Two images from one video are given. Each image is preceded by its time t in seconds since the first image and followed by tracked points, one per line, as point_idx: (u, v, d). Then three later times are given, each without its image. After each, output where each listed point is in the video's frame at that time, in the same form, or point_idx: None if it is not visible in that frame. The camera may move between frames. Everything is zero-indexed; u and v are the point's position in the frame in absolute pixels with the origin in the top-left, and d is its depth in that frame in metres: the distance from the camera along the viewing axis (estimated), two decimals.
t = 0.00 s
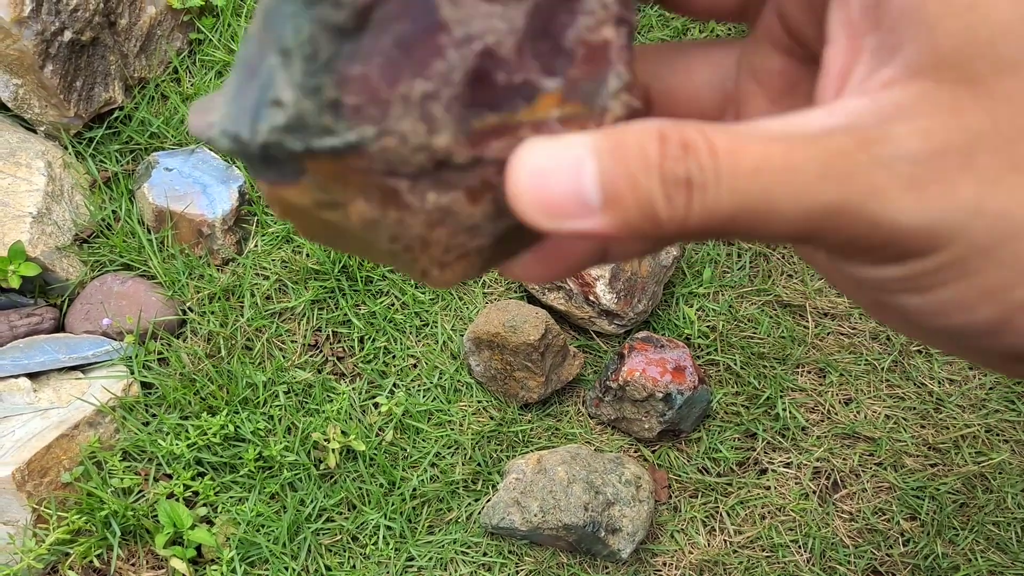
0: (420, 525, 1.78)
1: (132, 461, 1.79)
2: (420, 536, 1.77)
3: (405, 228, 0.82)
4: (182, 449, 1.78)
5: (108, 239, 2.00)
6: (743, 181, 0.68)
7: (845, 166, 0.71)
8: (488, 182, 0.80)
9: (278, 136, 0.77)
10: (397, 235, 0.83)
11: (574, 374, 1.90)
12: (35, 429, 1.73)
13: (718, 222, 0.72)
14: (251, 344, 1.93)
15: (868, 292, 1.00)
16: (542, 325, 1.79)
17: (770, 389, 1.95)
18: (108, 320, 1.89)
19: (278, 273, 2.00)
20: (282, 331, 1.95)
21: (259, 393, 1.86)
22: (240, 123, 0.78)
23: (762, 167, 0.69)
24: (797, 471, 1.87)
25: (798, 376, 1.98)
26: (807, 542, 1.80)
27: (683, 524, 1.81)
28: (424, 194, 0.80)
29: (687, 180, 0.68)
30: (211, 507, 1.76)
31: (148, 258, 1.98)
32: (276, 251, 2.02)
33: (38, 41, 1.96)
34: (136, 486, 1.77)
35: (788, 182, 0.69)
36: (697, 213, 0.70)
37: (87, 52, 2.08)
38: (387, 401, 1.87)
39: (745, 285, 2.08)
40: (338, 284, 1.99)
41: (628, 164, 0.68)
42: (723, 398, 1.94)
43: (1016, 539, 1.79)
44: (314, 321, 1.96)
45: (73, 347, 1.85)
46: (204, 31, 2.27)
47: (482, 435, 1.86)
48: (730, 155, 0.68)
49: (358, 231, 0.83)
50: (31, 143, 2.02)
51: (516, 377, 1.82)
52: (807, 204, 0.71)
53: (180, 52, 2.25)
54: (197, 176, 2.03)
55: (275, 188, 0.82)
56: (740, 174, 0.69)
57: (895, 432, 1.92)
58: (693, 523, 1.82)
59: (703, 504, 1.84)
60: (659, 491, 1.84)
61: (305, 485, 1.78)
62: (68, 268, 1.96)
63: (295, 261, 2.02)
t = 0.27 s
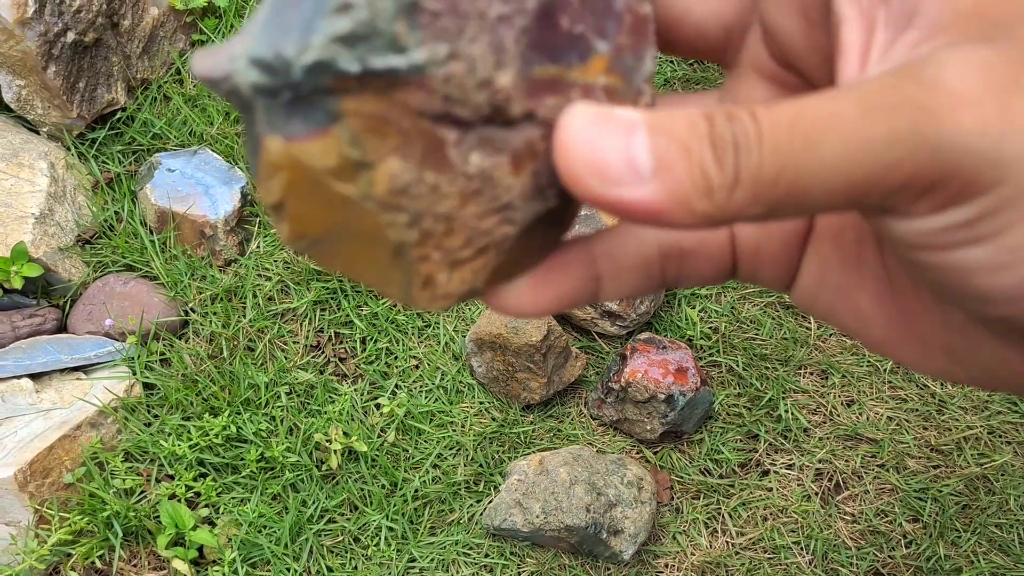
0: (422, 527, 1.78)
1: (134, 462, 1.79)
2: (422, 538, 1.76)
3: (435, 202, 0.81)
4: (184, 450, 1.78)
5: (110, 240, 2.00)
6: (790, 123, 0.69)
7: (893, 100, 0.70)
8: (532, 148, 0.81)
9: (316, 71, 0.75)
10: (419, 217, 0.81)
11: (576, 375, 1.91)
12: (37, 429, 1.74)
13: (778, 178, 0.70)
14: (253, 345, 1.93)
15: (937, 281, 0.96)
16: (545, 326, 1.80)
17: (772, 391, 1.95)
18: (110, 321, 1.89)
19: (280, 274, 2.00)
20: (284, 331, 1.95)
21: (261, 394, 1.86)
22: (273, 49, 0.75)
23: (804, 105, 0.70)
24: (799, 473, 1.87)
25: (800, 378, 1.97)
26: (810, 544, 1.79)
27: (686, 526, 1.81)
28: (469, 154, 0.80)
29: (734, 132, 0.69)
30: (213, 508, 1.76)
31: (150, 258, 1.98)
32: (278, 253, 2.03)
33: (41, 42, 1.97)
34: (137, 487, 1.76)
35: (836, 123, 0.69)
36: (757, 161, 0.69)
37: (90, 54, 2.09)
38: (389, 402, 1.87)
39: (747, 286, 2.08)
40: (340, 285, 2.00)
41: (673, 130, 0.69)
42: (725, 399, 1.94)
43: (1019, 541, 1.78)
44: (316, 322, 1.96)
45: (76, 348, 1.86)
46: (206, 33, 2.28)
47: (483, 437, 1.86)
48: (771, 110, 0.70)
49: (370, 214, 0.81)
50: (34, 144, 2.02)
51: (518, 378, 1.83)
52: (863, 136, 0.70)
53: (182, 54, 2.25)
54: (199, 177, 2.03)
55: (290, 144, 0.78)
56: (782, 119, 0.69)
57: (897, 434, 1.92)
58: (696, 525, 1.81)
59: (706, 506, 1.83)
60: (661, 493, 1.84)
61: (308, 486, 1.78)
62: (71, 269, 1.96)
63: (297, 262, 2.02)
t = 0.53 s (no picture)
0: (427, 531, 1.77)
1: (139, 465, 1.79)
2: (426, 542, 1.76)
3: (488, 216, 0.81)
4: (189, 454, 1.78)
5: (115, 243, 2.01)
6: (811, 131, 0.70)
7: (915, 98, 0.71)
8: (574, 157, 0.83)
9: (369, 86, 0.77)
10: (474, 238, 0.82)
11: (580, 378, 1.90)
12: (41, 433, 1.73)
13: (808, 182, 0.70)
14: (257, 348, 1.93)
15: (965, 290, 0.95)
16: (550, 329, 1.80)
17: (778, 394, 1.94)
18: (114, 324, 1.89)
19: (284, 277, 2.00)
20: (288, 335, 1.95)
21: (265, 397, 1.85)
22: (325, 55, 0.77)
23: (818, 117, 0.71)
24: (804, 477, 1.87)
25: (805, 382, 1.97)
26: (816, 549, 1.78)
27: (691, 530, 1.81)
28: (517, 160, 0.81)
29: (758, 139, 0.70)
30: (217, 512, 1.76)
31: (154, 262, 1.98)
32: (282, 255, 2.02)
33: (45, 46, 1.97)
34: (142, 491, 1.76)
35: (855, 127, 0.70)
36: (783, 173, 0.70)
37: (95, 56, 2.09)
38: (394, 405, 1.87)
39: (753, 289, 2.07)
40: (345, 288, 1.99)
41: (703, 149, 0.73)
42: (730, 403, 1.94)
43: None
44: (320, 325, 1.96)
45: (80, 351, 1.86)
46: (210, 36, 2.25)
47: (488, 440, 1.86)
48: (797, 123, 0.71)
49: (423, 239, 0.81)
50: (39, 147, 2.02)
51: (523, 382, 1.82)
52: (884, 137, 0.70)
53: (186, 56, 2.25)
54: (203, 180, 2.03)
55: (340, 160, 0.79)
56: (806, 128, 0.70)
57: (903, 438, 1.91)
58: (700, 529, 1.81)
59: (711, 510, 1.83)
60: (666, 497, 1.83)
61: (312, 490, 1.78)
62: (75, 272, 1.96)
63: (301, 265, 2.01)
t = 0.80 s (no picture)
0: (426, 532, 1.77)
1: (137, 466, 1.79)
2: (425, 543, 1.76)
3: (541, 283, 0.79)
4: (187, 455, 1.77)
5: (114, 243, 2.00)
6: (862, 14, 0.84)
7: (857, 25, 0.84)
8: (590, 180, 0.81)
9: (355, 134, 0.78)
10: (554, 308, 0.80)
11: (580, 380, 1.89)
12: (39, 433, 1.73)
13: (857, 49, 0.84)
14: (256, 349, 1.92)
15: (970, 266, 1.04)
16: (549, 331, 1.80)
17: (779, 396, 1.93)
18: (113, 325, 1.88)
19: (283, 277, 1.99)
20: (288, 335, 1.94)
21: (265, 398, 1.85)
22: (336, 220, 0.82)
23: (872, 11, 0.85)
24: (806, 479, 1.86)
25: (806, 383, 1.95)
26: (817, 551, 1.78)
27: (692, 532, 1.80)
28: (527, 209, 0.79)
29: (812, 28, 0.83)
30: (216, 513, 1.75)
31: (153, 262, 1.97)
32: (282, 256, 2.01)
33: (45, 45, 1.97)
34: (140, 492, 1.76)
35: (895, 32, 0.84)
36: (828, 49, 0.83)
37: (94, 56, 2.08)
38: (393, 406, 1.86)
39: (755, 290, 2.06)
40: (344, 289, 1.98)
41: (696, 47, 0.83)
42: (731, 404, 1.93)
43: None
44: (320, 326, 1.95)
45: (79, 352, 1.85)
46: (210, 35, 2.24)
47: (488, 442, 1.85)
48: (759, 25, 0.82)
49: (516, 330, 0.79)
50: (38, 147, 2.01)
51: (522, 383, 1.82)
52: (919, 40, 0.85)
53: (186, 56, 2.24)
54: (202, 180, 2.02)
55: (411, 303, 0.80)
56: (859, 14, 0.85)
57: (906, 440, 1.89)
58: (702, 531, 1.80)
59: (712, 512, 1.82)
60: (666, 498, 1.82)
61: (311, 492, 1.77)
62: (74, 272, 1.96)
63: (300, 265, 2.00)
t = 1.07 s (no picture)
0: (425, 532, 1.76)
1: (136, 466, 1.78)
2: (424, 543, 1.75)
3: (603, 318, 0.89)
4: (186, 454, 1.76)
5: (113, 242, 1.99)
6: None
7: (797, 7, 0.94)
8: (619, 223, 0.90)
9: (466, 184, 0.85)
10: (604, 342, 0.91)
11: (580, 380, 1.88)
12: (37, 433, 1.73)
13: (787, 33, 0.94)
14: (255, 348, 1.91)
15: (924, 259, 1.04)
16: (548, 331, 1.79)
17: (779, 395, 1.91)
18: (111, 324, 1.88)
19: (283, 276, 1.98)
20: (287, 335, 1.93)
21: (263, 398, 1.84)
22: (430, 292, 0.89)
23: None
24: (806, 479, 1.85)
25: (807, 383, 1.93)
26: (817, 551, 1.77)
27: (692, 532, 1.79)
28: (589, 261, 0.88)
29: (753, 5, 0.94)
30: (215, 513, 1.75)
31: (152, 261, 1.97)
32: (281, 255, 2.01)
33: (43, 44, 1.97)
34: (138, 492, 1.75)
35: (821, 10, 0.94)
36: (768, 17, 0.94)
37: (93, 55, 2.08)
38: (393, 406, 1.86)
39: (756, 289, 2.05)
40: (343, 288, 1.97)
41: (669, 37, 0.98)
42: (731, 405, 1.92)
43: None
44: (319, 325, 1.95)
45: (78, 351, 1.85)
46: (209, 34, 2.23)
47: (488, 441, 1.84)
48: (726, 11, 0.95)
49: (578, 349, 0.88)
50: (37, 147, 2.01)
51: (522, 383, 1.81)
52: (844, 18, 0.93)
53: (185, 55, 2.23)
54: (201, 179, 2.02)
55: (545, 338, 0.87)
56: None
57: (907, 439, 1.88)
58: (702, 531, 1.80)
59: (712, 512, 1.82)
60: (666, 499, 1.82)
61: (309, 491, 1.77)
62: (73, 271, 1.95)
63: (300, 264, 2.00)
